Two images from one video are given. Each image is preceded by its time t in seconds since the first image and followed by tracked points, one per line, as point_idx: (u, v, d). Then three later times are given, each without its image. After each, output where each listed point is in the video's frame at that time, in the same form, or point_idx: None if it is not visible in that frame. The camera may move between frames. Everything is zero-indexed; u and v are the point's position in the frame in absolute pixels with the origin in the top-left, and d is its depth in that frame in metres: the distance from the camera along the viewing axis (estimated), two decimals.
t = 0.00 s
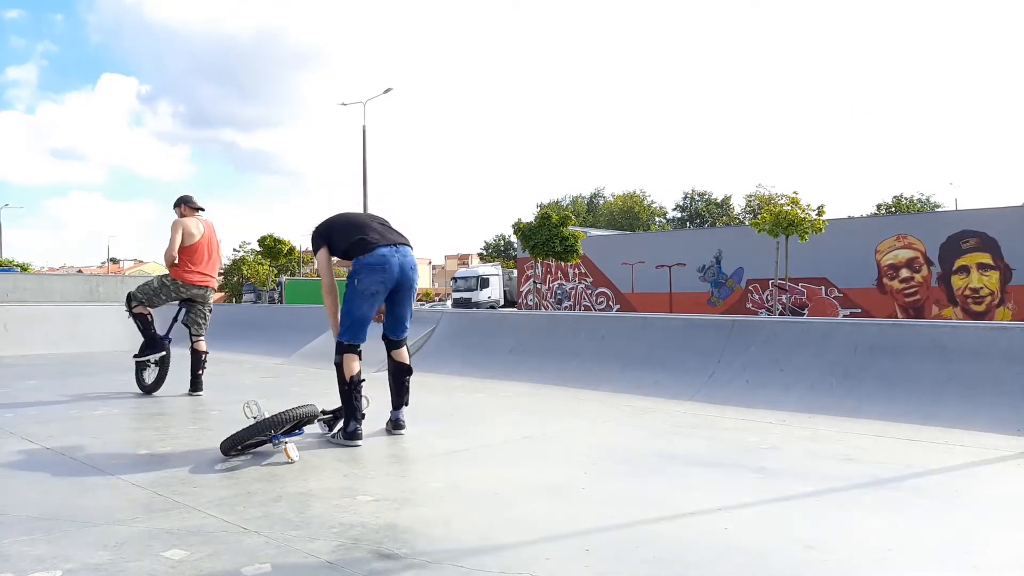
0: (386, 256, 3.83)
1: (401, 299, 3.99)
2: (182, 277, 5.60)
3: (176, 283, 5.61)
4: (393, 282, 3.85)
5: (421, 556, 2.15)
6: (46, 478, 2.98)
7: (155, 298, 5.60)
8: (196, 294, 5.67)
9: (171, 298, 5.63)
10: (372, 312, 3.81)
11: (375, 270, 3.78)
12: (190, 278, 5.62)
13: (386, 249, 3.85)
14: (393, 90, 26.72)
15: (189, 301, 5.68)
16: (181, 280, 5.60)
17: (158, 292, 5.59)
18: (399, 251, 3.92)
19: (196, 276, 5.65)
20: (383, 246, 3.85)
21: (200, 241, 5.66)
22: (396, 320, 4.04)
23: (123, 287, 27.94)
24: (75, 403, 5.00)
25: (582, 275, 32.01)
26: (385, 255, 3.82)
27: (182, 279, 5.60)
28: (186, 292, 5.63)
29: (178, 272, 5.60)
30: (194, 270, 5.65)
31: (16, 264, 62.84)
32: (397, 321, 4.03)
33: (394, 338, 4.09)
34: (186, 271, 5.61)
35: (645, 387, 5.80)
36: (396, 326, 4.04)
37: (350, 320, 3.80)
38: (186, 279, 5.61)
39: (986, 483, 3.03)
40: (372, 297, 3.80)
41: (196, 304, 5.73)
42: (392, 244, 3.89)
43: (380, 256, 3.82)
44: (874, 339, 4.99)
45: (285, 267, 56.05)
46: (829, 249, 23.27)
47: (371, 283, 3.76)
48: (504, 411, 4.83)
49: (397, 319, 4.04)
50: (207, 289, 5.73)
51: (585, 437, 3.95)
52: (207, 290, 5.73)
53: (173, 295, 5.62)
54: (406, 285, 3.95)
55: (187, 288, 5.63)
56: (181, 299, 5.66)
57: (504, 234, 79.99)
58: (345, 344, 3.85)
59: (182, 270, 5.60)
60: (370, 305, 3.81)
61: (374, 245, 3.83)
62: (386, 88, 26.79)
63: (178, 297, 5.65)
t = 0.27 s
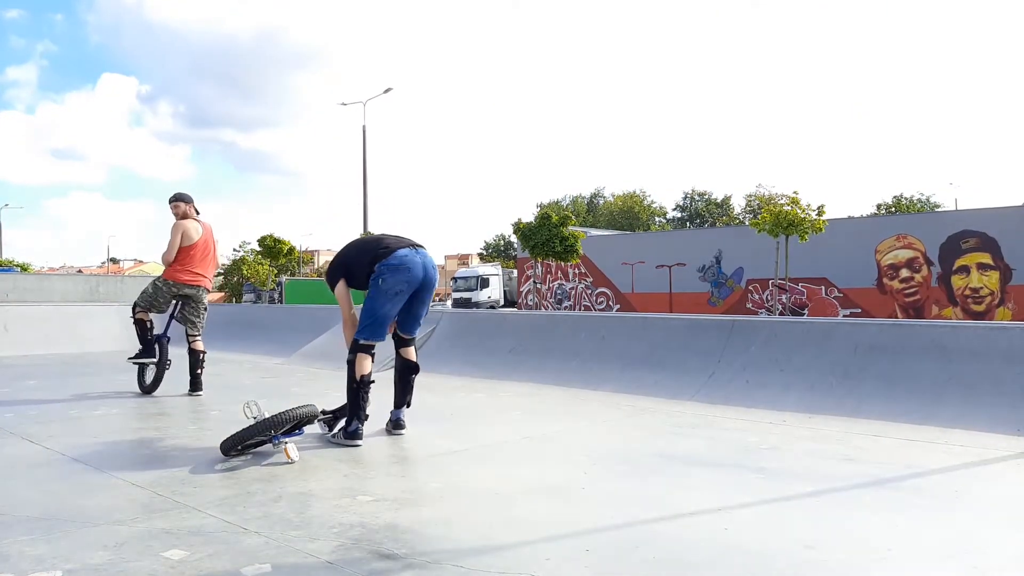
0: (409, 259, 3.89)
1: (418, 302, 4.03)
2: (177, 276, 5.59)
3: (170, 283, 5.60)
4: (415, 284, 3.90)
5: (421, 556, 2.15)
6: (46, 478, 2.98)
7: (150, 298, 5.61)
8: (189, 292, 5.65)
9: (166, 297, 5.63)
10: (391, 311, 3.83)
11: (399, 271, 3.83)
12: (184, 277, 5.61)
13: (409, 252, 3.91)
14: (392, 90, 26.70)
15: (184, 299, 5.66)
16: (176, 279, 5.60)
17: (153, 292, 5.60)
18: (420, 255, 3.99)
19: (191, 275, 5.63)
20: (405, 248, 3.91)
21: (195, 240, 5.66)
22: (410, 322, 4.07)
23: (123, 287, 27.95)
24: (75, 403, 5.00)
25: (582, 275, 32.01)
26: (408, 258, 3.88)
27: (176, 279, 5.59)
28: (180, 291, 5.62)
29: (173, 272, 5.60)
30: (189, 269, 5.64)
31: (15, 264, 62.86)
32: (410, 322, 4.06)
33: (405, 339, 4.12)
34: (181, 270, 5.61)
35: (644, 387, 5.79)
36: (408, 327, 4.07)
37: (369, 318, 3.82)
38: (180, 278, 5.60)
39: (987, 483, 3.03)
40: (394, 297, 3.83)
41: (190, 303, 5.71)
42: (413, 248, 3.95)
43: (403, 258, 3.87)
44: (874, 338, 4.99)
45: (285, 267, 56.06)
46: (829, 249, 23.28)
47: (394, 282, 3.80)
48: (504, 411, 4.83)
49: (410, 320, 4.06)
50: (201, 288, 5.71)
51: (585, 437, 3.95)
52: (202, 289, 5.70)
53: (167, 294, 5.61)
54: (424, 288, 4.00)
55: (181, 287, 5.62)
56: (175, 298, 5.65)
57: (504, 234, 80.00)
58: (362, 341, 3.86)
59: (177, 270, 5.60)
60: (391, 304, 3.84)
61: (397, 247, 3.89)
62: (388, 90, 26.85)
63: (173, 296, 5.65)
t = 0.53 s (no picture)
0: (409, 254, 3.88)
1: (421, 298, 4.02)
2: (177, 275, 5.59)
3: (170, 281, 5.60)
4: (415, 279, 3.89)
5: (421, 556, 2.15)
6: (46, 478, 2.98)
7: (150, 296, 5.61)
8: (190, 290, 5.65)
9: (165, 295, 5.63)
10: (394, 308, 3.83)
11: (398, 267, 3.82)
12: (185, 275, 5.61)
13: (409, 248, 3.90)
14: (391, 87, 27.23)
15: (184, 297, 5.66)
16: (176, 277, 5.60)
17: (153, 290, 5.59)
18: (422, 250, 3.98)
19: (191, 274, 5.63)
20: (405, 244, 3.90)
21: (196, 239, 5.65)
22: (415, 319, 4.07)
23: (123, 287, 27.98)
24: (75, 403, 5.00)
25: (582, 275, 31.98)
26: (407, 253, 3.87)
27: (176, 277, 5.59)
28: (180, 289, 5.61)
29: (173, 270, 5.60)
30: (189, 267, 5.64)
31: (15, 264, 62.82)
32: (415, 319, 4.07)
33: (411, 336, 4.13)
34: (181, 269, 5.61)
35: (644, 387, 5.79)
36: (412, 324, 4.07)
37: (372, 315, 3.83)
38: (180, 277, 5.59)
39: (987, 483, 3.03)
40: (395, 294, 3.83)
41: (190, 301, 5.71)
42: (414, 244, 3.94)
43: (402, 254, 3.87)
44: (874, 338, 4.99)
45: (285, 267, 56.05)
46: (829, 249, 23.28)
47: (394, 278, 3.80)
48: (504, 411, 4.83)
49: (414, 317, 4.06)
50: (202, 286, 5.70)
51: (585, 438, 3.95)
52: (202, 287, 5.70)
53: (167, 292, 5.61)
54: (427, 284, 3.99)
55: (181, 285, 5.61)
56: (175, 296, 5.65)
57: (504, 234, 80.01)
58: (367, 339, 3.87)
59: (177, 268, 5.60)
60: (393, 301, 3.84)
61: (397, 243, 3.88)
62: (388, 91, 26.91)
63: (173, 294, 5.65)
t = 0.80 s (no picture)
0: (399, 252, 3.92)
1: (417, 297, 4.02)
2: (176, 275, 5.59)
3: (170, 280, 5.60)
4: (404, 277, 3.93)
5: (421, 556, 2.15)
6: (46, 478, 2.98)
7: (150, 295, 5.61)
8: (189, 290, 5.65)
9: (165, 295, 5.63)
10: (385, 306, 3.88)
11: (385, 265, 3.88)
12: (184, 275, 5.61)
13: (399, 246, 3.93)
14: (394, 91, 28.96)
15: (184, 297, 5.67)
16: (176, 277, 5.60)
17: (153, 289, 5.60)
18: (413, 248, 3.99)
19: (190, 273, 5.64)
20: (397, 242, 3.94)
21: (195, 238, 5.65)
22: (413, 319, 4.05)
23: (123, 286, 27.99)
24: (75, 403, 5.00)
25: (582, 275, 31.97)
26: (397, 251, 3.91)
27: (176, 276, 5.60)
28: (180, 288, 5.62)
29: (172, 270, 5.60)
30: (188, 267, 5.64)
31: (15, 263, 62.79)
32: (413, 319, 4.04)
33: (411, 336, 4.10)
34: (180, 268, 5.61)
35: (644, 387, 5.79)
36: (411, 324, 4.04)
37: (365, 314, 3.90)
38: (180, 276, 5.60)
39: (987, 483, 3.03)
40: (384, 292, 3.88)
41: (190, 300, 5.71)
42: (407, 241, 3.97)
43: (390, 252, 3.91)
44: (874, 338, 4.99)
45: (285, 267, 56.03)
46: (829, 249, 23.28)
47: (381, 277, 3.86)
48: (504, 411, 4.83)
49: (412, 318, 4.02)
50: (201, 285, 5.71)
51: (585, 437, 3.95)
52: (202, 287, 5.71)
53: (167, 291, 5.62)
54: (420, 282, 4.00)
55: (181, 284, 5.62)
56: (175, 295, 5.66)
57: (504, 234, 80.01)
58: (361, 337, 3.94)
59: (177, 267, 5.61)
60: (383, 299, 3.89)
61: (387, 241, 3.93)
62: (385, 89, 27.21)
63: (172, 293, 5.65)
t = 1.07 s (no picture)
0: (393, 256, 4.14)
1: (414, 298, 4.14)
2: (174, 275, 5.59)
3: (168, 281, 5.61)
4: (398, 279, 4.13)
5: (421, 556, 2.15)
6: (45, 478, 2.97)
7: (148, 296, 5.61)
8: (187, 289, 5.65)
9: (164, 295, 5.63)
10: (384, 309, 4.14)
11: (381, 270, 4.15)
12: (182, 274, 5.61)
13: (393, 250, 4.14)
14: (392, 89, 29.65)
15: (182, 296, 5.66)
16: (173, 277, 5.60)
17: (151, 290, 5.60)
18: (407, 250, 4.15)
19: (188, 272, 5.63)
20: (393, 246, 4.15)
21: (191, 237, 5.63)
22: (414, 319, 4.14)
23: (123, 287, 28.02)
24: (74, 403, 5.00)
25: (582, 275, 31.97)
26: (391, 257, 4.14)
27: (173, 276, 5.60)
28: (178, 287, 5.62)
29: (170, 270, 5.60)
30: (186, 266, 5.64)
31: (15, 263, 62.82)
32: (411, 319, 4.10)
33: (412, 336, 4.16)
34: (178, 267, 5.61)
35: (645, 387, 5.79)
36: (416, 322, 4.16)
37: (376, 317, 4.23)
38: (177, 276, 5.60)
39: (987, 483, 3.02)
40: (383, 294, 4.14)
41: (188, 299, 5.71)
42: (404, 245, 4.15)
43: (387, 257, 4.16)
44: (875, 338, 4.98)
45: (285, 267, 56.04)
46: (830, 249, 23.28)
47: (378, 282, 4.13)
48: (503, 411, 4.82)
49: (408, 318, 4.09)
50: (199, 284, 5.71)
51: (585, 438, 3.95)
52: (200, 286, 5.71)
53: (165, 292, 5.62)
54: (416, 283, 4.13)
55: (179, 284, 5.62)
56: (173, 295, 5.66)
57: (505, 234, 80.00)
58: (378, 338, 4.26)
59: (174, 267, 5.60)
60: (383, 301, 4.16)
61: (384, 246, 4.17)
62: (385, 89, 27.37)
63: (170, 293, 5.66)
